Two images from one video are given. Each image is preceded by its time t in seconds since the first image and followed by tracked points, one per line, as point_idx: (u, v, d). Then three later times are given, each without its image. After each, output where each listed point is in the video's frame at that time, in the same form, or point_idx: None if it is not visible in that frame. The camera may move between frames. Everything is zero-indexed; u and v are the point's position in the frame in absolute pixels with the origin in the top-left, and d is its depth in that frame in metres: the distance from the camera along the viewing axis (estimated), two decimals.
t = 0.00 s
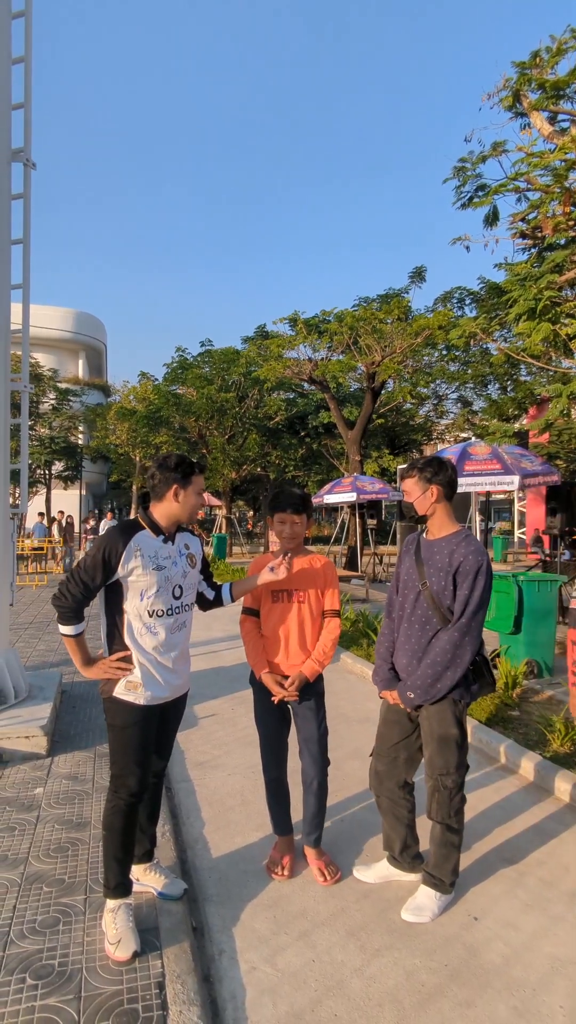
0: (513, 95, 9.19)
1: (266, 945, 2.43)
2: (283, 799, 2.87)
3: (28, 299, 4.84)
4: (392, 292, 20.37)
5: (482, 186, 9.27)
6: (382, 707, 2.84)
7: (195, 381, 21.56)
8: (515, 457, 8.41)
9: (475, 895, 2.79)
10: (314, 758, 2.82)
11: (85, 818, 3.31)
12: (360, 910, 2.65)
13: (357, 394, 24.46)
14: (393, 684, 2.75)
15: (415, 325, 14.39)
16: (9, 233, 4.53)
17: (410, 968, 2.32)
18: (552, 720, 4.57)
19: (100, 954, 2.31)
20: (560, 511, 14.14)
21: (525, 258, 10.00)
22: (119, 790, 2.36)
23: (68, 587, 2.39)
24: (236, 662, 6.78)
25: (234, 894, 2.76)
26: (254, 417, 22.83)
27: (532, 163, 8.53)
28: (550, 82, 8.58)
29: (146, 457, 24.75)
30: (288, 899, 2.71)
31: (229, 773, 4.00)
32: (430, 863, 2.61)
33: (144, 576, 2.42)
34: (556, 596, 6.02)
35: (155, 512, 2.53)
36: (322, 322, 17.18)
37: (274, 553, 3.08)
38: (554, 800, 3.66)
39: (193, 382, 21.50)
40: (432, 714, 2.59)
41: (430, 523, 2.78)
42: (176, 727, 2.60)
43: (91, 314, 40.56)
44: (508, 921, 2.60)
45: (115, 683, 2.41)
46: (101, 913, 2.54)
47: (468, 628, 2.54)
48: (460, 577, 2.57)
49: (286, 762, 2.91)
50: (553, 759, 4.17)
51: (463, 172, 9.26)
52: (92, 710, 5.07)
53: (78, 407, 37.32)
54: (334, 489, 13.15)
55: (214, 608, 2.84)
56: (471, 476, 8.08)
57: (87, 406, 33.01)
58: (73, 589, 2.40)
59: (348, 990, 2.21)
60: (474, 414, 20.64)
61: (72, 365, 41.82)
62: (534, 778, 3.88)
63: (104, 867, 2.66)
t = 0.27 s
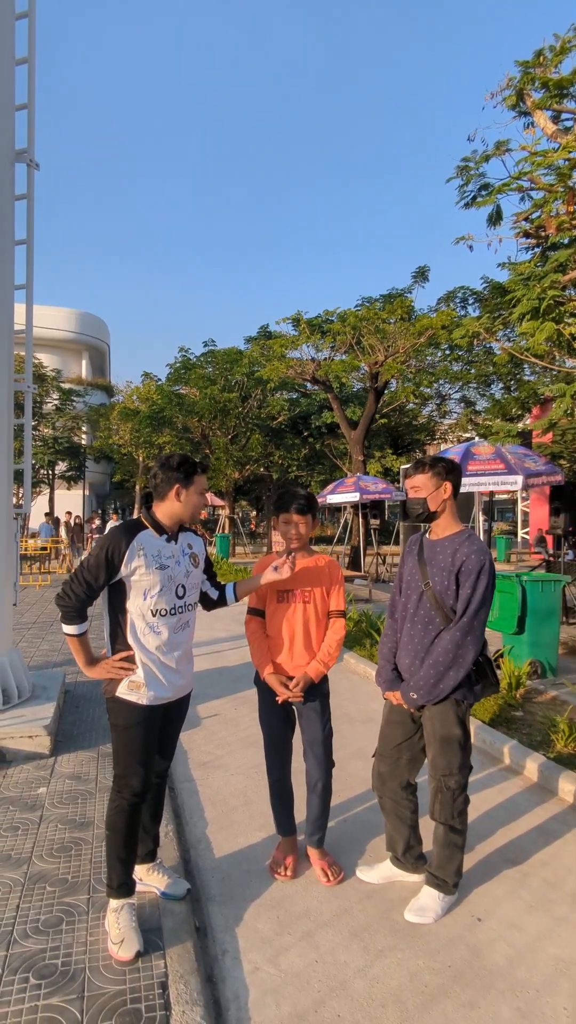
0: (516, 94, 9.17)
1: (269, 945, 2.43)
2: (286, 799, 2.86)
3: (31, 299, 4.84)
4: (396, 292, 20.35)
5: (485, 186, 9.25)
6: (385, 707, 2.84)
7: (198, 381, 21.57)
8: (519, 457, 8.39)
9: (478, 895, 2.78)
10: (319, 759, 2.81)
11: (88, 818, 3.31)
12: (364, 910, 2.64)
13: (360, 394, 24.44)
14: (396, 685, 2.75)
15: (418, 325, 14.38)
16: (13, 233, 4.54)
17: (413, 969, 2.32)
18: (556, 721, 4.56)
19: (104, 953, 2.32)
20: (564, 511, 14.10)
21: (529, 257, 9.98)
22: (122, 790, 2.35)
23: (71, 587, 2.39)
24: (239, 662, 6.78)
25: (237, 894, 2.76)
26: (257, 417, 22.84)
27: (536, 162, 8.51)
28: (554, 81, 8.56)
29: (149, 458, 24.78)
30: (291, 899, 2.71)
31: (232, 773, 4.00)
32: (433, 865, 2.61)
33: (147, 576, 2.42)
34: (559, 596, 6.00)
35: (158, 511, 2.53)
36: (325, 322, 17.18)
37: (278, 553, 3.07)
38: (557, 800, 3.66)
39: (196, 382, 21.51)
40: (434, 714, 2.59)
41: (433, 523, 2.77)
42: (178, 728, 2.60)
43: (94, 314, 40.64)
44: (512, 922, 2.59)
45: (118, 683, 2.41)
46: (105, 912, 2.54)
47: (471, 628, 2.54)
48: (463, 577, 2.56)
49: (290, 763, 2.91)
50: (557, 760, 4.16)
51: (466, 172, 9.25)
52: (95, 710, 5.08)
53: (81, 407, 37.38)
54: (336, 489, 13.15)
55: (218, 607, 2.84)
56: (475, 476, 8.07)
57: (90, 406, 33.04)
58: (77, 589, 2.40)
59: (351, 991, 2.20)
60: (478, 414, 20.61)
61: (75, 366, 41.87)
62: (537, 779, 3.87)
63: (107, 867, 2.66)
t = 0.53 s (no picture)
0: (519, 93, 9.16)
1: (272, 946, 2.43)
2: (290, 799, 2.86)
3: (34, 299, 4.85)
4: (398, 291, 20.34)
5: (488, 185, 9.24)
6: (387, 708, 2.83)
7: (201, 381, 21.58)
8: (522, 456, 8.37)
9: (481, 896, 2.78)
10: (324, 760, 2.81)
11: (90, 818, 3.31)
12: (366, 911, 2.64)
13: (363, 394, 24.44)
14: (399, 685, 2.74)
15: (421, 325, 14.35)
16: (16, 234, 4.55)
17: (416, 970, 2.31)
18: (559, 722, 4.55)
19: (106, 953, 2.32)
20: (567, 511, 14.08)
21: (532, 256, 9.95)
22: (124, 790, 2.35)
23: (74, 587, 2.39)
24: (242, 662, 6.78)
25: (240, 894, 2.76)
26: (259, 417, 22.84)
27: (539, 161, 8.49)
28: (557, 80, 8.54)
29: (152, 458, 24.80)
30: (293, 899, 2.71)
31: (235, 773, 4.00)
32: (436, 866, 2.60)
33: (149, 575, 2.42)
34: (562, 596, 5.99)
35: (160, 512, 2.53)
36: (327, 322, 17.17)
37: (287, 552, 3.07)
38: (560, 801, 3.65)
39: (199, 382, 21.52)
40: (437, 715, 2.58)
41: (435, 523, 2.76)
42: (181, 728, 2.60)
43: (97, 314, 40.70)
44: (514, 923, 2.59)
45: (120, 683, 2.41)
46: (107, 913, 2.54)
47: (472, 627, 2.53)
48: (464, 577, 2.56)
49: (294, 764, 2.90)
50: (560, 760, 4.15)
51: (469, 171, 9.23)
52: (97, 710, 5.08)
53: (84, 407, 37.43)
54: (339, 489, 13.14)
55: (223, 607, 2.85)
56: (477, 476, 8.06)
57: (93, 406, 33.07)
58: (80, 589, 2.40)
59: (354, 992, 2.20)
60: (480, 414, 20.59)
61: (78, 366, 41.92)
62: (540, 780, 3.86)
63: (109, 867, 2.66)
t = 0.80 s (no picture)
0: (521, 92, 9.14)
1: (273, 947, 2.42)
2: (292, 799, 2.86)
3: (36, 299, 4.85)
4: (400, 291, 20.32)
5: (490, 184, 9.22)
6: (390, 709, 2.82)
7: (202, 381, 21.57)
8: (524, 456, 8.36)
9: (484, 898, 2.76)
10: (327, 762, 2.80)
11: (92, 818, 3.31)
12: (368, 912, 2.63)
13: (365, 393, 24.43)
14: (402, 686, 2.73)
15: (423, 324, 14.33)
16: (18, 233, 4.55)
17: (418, 972, 2.30)
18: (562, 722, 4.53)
19: (107, 953, 2.32)
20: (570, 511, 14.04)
21: (534, 256, 9.92)
22: (126, 790, 2.35)
23: (74, 587, 2.39)
24: (244, 662, 6.77)
25: (241, 895, 2.75)
26: (261, 417, 22.84)
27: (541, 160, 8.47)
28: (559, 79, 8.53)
29: (154, 457, 24.81)
30: (295, 900, 2.70)
31: (237, 773, 3.99)
32: (439, 867, 2.59)
33: (149, 575, 2.42)
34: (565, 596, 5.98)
35: (160, 511, 2.53)
36: (329, 322, 17.16)
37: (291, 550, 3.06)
38: (563, 802, 3.64)
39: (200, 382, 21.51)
40: (440, 715, 2.57)
41: (436, 523, 2.75)
42: (184, 728, 2.60)
43: (99, 314, 40.74)
44: (517, 925, 2.58)
45: (121, 683, 2.41)
46: (109, 913, 2.54)
47: (476, 627, 2.52)
48: (466, 576, 2.55)
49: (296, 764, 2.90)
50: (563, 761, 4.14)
51: (471, 171, 9.21)
52: (99, 710, 5.07)
53: (86, 407, 37.46)
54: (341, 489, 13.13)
55: (227, 606, 2.85)
56: (480, 476, 8.04)
57: (95, 406, 33.09)
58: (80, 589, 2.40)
59: (356, 993, 2.19)
60: (482, 414, 20.57)
61: (80, 367, 41.95)
62: (543, 780, 3.85)
63: (111, 867, 2.66)
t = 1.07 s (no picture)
0: (523, 91, 9.13)
1: (274, 947, 2.42)
2: (293, 805, 2.83)
3: (38, 299, 4.84)
4: (402, 291, 20.31)
5: (492, 184, 9.21)
6: (392, 710, 2.81)
7: (204, 381, 21.57)
8: (526, 456, 8.34)
9: (485, 899, 2.76)
10: (328, 764, 2.79)
11: (93, 818, 3.30)
12: (370, 912, 2.63)
13: (366, 394, 24.41)
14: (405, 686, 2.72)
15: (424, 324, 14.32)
16: (19, 233, 4.55)
17: (420, 973, 2.30)
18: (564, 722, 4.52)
19: (109, 953, 2.32)
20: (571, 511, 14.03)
21: (536, 255, 9.90)
22: (127, 790, 2.35)
23: (74, 587, 2.39)
24: (245, 662, 6.77)
25: (243, 895, 2.75)
26: (263, 417, 22.85)
27: (543, 159, 8.46)
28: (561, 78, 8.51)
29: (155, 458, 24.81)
30: (297, 900, 2.70)
31: (238, 774, 3.99)
32: (441, 868, 2.59)
33: (148, 575, 2.42)
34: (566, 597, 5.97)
35: (160, 511, 2.52)
36: (330, 322, 17.15)
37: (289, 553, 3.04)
38: (565, 803, 3.62)
39: (202, 382, 21.52)
40: (443, 715, 2.57)
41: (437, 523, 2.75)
42: (186, 729, 2.60)
43: (101, 315, 40.79)
44: (519, 925, 2.57)
45: (122, 683, 2.41)
46: (110, 913, 2.54)
47: (479, 626, 2.52)
48: (470, 576, 2.55)
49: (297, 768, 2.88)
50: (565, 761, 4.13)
51: (472, 171, 9.20)
52: (100, 710, 5.07)
53: (88, 407, 37.49)
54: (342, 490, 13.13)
55: (229, 607, 2.85)
56: (481, 477, 8.03)
57: (96, 407, 33.11)
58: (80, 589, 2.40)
59: (357, 994, 2.19)
60: (484, 414, 20.55)
61: (82, 368, 42.00)
62: (546, 781, 3.84)
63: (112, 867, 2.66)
